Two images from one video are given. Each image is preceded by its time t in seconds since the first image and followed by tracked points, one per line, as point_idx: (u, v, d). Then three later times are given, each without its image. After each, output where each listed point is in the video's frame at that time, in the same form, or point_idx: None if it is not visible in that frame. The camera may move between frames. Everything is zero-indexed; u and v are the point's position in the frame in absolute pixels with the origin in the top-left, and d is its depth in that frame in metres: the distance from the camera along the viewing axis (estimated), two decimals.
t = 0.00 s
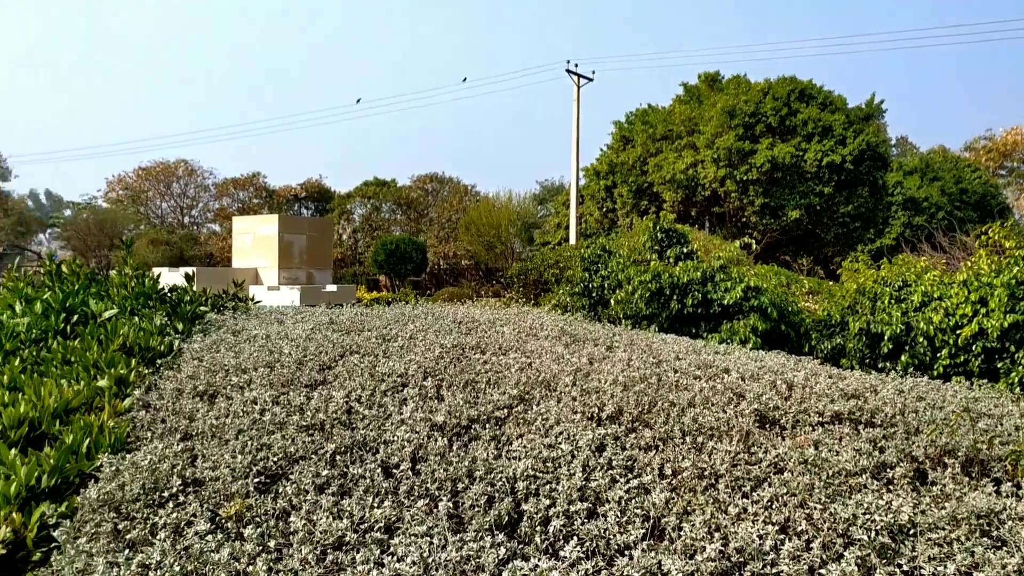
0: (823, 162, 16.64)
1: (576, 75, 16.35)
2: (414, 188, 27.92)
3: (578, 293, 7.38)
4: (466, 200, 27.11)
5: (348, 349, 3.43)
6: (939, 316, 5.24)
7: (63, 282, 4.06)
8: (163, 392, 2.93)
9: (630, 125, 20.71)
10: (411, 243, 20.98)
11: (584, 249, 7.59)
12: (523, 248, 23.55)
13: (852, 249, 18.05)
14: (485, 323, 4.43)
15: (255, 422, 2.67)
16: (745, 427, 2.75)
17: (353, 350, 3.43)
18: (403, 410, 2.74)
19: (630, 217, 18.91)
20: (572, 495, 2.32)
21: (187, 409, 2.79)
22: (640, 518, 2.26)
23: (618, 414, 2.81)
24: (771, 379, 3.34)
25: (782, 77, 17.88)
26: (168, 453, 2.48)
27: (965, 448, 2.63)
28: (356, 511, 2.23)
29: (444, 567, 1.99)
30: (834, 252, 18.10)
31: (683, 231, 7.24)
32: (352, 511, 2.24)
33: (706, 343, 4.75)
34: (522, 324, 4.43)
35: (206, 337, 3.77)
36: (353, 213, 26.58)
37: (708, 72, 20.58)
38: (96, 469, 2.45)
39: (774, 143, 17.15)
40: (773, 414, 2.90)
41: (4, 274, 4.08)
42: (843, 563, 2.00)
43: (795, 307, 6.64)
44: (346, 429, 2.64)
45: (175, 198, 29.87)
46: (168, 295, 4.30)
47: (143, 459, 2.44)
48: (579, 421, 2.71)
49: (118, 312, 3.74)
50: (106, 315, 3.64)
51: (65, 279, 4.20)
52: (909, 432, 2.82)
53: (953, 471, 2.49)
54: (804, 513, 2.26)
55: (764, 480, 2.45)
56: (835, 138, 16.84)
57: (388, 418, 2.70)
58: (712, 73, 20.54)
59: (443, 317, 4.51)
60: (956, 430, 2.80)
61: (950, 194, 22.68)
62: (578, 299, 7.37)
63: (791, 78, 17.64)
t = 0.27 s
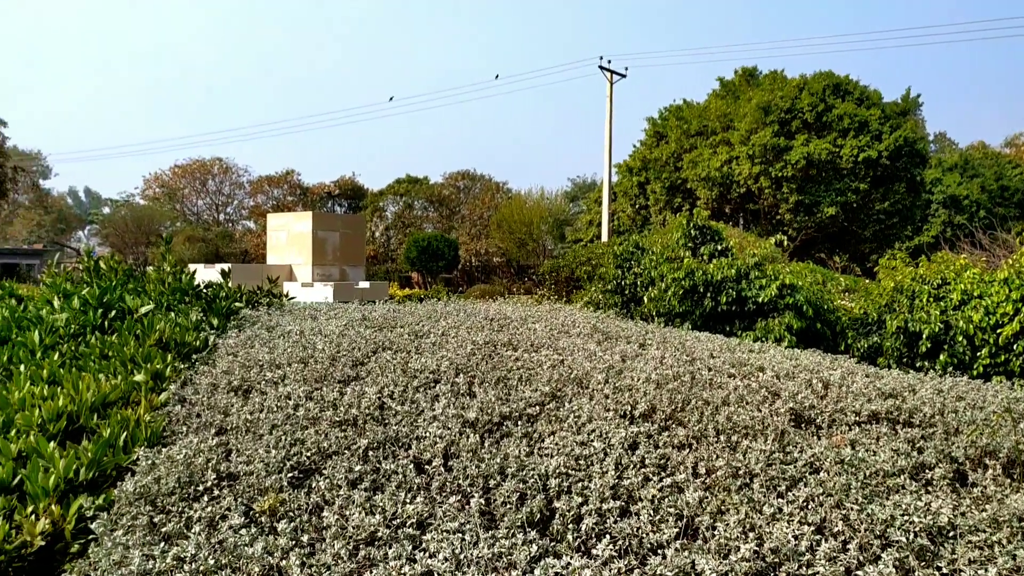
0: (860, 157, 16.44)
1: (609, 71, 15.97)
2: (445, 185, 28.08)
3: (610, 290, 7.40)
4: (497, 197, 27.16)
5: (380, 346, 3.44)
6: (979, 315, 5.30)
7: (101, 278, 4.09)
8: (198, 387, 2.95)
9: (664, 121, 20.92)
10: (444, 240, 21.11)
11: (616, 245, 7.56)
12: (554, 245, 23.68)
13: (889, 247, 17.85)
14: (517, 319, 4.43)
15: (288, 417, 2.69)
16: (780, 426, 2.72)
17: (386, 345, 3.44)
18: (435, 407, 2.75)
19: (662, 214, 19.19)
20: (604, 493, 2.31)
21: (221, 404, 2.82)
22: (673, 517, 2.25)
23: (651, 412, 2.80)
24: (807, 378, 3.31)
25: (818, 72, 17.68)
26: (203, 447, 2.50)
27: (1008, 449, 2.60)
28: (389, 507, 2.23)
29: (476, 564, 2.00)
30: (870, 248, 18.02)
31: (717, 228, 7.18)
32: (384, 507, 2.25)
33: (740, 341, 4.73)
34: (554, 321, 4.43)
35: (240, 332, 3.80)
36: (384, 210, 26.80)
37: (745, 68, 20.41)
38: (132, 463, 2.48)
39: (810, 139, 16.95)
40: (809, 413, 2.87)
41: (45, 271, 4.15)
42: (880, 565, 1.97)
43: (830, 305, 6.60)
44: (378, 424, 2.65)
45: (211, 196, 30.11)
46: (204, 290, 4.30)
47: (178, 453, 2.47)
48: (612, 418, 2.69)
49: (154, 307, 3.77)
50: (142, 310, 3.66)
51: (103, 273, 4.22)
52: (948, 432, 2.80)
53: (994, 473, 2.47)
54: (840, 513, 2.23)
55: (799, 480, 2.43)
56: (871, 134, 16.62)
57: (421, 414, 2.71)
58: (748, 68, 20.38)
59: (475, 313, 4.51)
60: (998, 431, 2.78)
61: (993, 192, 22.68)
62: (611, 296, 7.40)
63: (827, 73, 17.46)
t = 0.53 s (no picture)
0: (884, 156, 16.23)
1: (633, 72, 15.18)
2: (466, 185, 27.98)
3: (632, 289, 7.40)
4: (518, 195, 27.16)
5: (402, 344, 3.45)
6: (1008, 316, 5.25)
7: (126, 276, 4.11)
8: (221, 385, 2.97)
9: (688, 118, 21.22)
10: (467, 239, 21.33)
11: (638, 245, 7.55)
12: (575, 245, 23.57)
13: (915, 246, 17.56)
14: (538, 318, 4.41)
15: (310, 414, 2.70)
16: (803, 427, 2.70)
17: (407, 344, 3.44)
18: (456, 405, 2.75)
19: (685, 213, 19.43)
20: (625, 494, 2.29)
21: (244, 401, 2.83)
22: (694, 518, 2.23)
23: (673, 412, 2.78)
24: (830, 379, 3.28)
25: (844, 69, 17.34)
26: (225, 445, 2.51)
27: None
28: (409, 506, 2.23)
29: (496, 564, 1.99)
30: (896, 248, 17.86)
31: (740, 228, 7.14)
32: (405, 505, 2.24)
33: (763, 342, 4.70)
34: (575, 320, 4.42)
35: (263, 329, 3.81)
36: (408, 208, 27.46)
37: (771, 64, 20.46)
38: (155, 459, 2.50)
39: (835, 138, 16.68)
40: (833, 415, 2.84)
41: (71, 267, 4.19)
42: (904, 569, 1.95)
43: (854, 306, 6.52)
44: (399, 423, 2.65)
45: (236, 194, 30.68)
46: (227, 288, 4.33)
47: (201, 450, 2.48)
48: (633, 419, 2.68)
49: (178, 305, 3.81)
50: (167, 308, 3.69)
51: (129, 272, 4.24)
52: (975, 435, 2.77)
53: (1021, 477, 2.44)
54: (864, 516, 2.21)
55: (822, 482, 2.42)
56: (896, 133, 16.37)
57: (441, 412, 2.71)
58: (774, 65, 20.47)
59: (497, 313, 4.51)
60: None
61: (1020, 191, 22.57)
62: (632, 296, 7.39)
63: (852, 71, 17.20)
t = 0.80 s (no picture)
0: (901, 156, 16.31)
1: (648, 69, 15.17)
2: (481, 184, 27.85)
3: (646, 290, 7.35)
4: (533, 194, 27.34)
5: (415, 343, 3.45)
6: None
7: (141, 274, 4.13)
8: (235, 382, 2.98)
9: (703, 118, 21.04)
10: (480, 238, 21.31)
11: (653, 244, 7.52)
12: (590, 244, 23.68)
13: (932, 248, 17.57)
14: (551, 318, 4.40)
15: (324, 413, 2.70)
16: (818, 429, 2.68)
17: (420, 343, 3.44)
18: (469, 405, 2.74)
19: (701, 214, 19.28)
20: (638, 495, 2.29)
21: (258, 399, 2.84)
22: (708, 520, 2.22)
23: (687, 413, 2.77)
24: (845, 381, 3.26)
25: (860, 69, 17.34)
26: (239, 443, 2.52)
27: None
28: (422, 505, 2.23)
29: (508, 563, 1.99)
30: (912, 249, 17.83)
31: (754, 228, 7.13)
32: (417, 504, 2.24)
33: (779, 343, 4.67)
34: (588, 320, 4.41)
35: (277, 328, 3.81)
36: (422, 208, 27.55)
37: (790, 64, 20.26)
38: (169, 457, 2.51)
39: (851, 138, 16.75)
40: (847, 416, 2.82)
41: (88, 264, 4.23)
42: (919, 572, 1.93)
43: (870, 308, 6.48)
44: (412, 422, 2.65)
45: (251, 192, 30.49)
46: (241, 287, 4.34)
47: (215, 447, 2.49)
48: (647, 419, 2.67)
49: (193, 303, 3.84)
50: (182, 306, 3.71)
51: (143, 270, 4.25)
52: (992, 438, 2.76)
53: None
54: (879, 519, 2.19)
55: (837, 485, 2.40)
56: (912, 133, 16.43)
57: (454, 412, 2.70)
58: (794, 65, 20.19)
59: (510, 312, 4.50)
60: None
61: None
62: (646, 296, 7.35)
63: (868, 70, 17.14)
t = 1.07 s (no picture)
0: (912, 157, 16.28)
1: (659, 70, 15.23)
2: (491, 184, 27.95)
3: (656, 290, 7.36)
4: (543, 195, 27.50)
5: (425, 343, 3.44)
6: None
7: (153, 273, 4.13)
8: (246, 382, 2.98)
9: (714, 118, 21.10)
10: (492, 239, 21.54)
11: (664, 245, 7.53)
12: (599, 245, 23.57)
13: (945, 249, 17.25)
14: (562, 319, 4.38)
15: (333, 412, 2.71)
16: (829, 431, 2.67)
17: (431, 343, 3.45)
18: (479, 405, 2.74)
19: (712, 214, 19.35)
20: (648, 496, 2.28)
21: (268, 398, 2.84)
22: (718, 522, 2.21)
23: (697, 415, 2.76)
24: (857, 383, 3.24)
25: (871, 71, 17.47)
26: (249, 442, 2.52)
27: None
28: (431, 505, 2.23)
29: (517, 565, 1.98)
30: (925, 251, 17.48)
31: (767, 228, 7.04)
32: (427, 505, 2.24)
33: (789, 344, 4.62)
34: (599, 321, 4.39)
35: (287, 327, 3.82)
36: (433, 207, 27.72)
37: (800, 65, 20.25)
38: (179, 455, 2.52)
39: (864, 138, 16.77)
40: (859, 419, 2.81)
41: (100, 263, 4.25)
42: None
43: (883, 309, 6.45)
44: (422, 422, 2.64)
45: (262, 192, 30.63)
46: (252, 287, 4.35)
47: (225, 447, 2.49)
48: (656, 421, 2.66)
49: (204, 302, 3.83)
50: (193, 305, 3.72)
51: (154, 268, 4.26)
52: (1005, 441, 2.75)
53: None
54: (891, 522, 2.17)
55: (848, 487, 2.38)
56: (924, 134, 16.40)
57: (464, 412, 2.70)
58: (805, 65, 20.18)
59: (520, 312, 4.50)
60: None
61: None
62: (657, 297, 7.36)
63: (879, 71, 17.25)
